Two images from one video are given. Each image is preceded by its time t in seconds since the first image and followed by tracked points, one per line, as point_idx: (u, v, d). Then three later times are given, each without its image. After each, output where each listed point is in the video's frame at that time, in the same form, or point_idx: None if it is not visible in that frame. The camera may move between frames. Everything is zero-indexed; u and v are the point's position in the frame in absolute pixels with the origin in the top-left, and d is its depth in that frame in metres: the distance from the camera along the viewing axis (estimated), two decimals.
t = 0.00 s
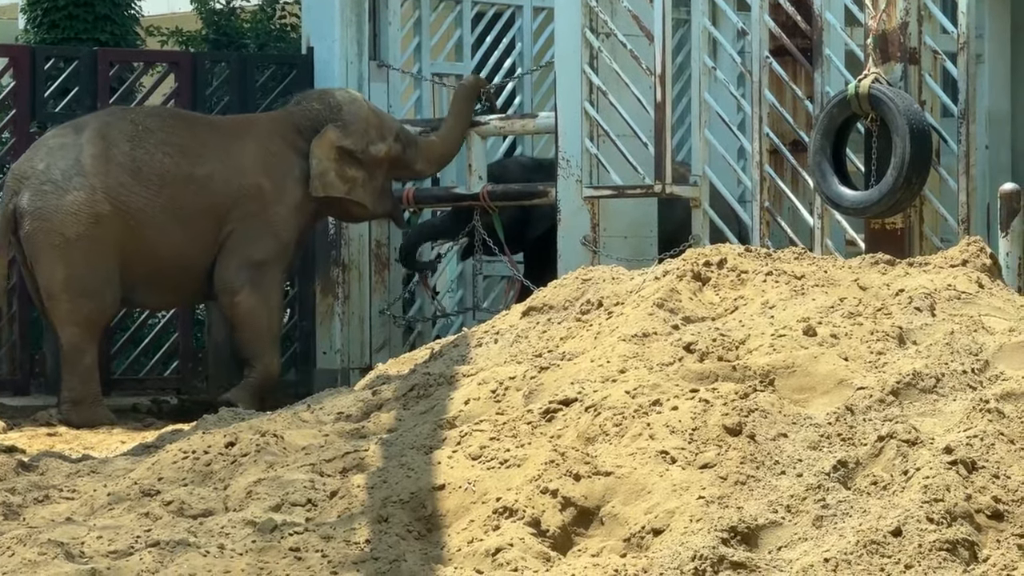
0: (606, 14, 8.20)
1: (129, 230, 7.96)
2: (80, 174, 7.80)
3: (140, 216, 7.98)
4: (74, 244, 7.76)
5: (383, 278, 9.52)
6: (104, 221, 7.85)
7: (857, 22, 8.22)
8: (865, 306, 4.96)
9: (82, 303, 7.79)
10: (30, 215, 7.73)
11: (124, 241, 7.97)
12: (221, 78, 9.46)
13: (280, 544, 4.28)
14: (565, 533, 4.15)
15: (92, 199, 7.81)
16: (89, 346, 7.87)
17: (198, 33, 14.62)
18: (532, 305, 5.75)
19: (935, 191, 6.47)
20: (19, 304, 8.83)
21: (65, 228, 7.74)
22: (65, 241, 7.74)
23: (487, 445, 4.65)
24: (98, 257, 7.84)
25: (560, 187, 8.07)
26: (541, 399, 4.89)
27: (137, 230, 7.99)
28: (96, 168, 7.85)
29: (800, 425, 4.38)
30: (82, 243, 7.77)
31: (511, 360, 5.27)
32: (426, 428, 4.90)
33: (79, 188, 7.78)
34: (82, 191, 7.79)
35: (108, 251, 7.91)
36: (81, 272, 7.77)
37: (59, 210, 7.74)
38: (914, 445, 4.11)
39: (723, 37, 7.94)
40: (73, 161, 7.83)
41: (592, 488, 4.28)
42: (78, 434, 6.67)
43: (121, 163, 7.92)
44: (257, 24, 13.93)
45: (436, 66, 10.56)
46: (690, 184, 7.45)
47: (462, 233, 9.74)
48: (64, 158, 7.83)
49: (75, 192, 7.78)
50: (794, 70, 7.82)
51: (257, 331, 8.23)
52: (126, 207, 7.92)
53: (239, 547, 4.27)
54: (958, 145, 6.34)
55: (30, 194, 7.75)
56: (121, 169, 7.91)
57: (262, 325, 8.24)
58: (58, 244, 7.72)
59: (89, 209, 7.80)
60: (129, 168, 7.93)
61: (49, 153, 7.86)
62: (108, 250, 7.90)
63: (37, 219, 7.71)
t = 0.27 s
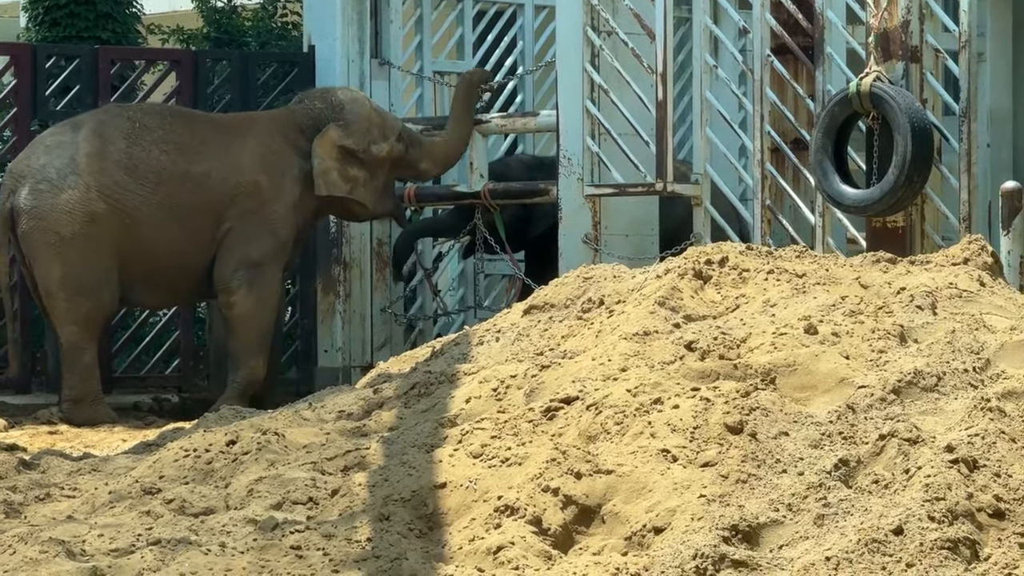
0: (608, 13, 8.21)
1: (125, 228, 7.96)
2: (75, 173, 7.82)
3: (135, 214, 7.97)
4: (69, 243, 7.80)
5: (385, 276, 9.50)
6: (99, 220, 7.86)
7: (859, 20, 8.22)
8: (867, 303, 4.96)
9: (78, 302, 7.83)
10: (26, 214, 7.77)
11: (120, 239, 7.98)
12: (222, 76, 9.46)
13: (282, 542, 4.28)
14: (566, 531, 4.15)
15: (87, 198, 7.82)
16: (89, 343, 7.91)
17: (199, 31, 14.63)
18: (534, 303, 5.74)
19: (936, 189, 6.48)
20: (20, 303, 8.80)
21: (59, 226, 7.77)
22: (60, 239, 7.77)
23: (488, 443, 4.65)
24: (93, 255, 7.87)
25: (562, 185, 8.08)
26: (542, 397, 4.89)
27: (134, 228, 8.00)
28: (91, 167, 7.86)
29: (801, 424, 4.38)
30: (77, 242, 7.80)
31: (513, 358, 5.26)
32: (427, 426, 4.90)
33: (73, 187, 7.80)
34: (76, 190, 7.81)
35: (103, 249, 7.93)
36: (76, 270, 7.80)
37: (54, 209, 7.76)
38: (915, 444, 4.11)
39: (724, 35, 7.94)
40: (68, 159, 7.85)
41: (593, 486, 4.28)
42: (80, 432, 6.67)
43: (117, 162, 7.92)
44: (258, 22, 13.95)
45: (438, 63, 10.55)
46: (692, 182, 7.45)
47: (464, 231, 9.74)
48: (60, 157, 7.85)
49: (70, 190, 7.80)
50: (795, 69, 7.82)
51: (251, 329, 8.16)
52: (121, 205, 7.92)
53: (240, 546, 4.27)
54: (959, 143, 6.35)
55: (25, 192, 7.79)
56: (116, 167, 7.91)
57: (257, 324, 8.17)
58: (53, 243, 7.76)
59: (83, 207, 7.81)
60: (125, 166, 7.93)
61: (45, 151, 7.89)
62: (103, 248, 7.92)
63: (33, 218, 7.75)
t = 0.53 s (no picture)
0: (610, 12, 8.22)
1: (119, 226, 7.95)
2: (68, 172, 7.84)
3: (129, 212, 7.96)
4: (63, 241, 7.80)
5: (386, 275, 9.54)
6: (92, 219, 7.86)
7: (861, 19, 8.23)
8: (868, 302, 4.96)
9: (74, 300, 7.84)
10: (21, 213, 7.80)
11: (115, 238, 7.97)
12: (224, 74, 9.47)
13: (283, 541, 4.28)
14: (568, 530, 4.15)
15: (79, 196, 7.83)
16: (88, 341, 7.92)
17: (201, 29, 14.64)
18: (536, 301, 5.75)
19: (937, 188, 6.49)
20: (22, 301, 8.81)
21: (52, 225, 7.78)
22: (54, 238, 7.79)
23: (490, 442, 4.65)
24: (87, 254, 7.87)
25: (564, 184, 8.07)
26: (544, 395, 4.89)
27: (129, 227, 7.99)
28: (84, 166, 7.87)
29: (803, 422, 4.38)
30: (70, 240, 7.81)
31: (514, 357, 5.27)
32: (429, 424, 4.90)
33: (66, 185, 7.81)
34: (69, 189, 7.82)
35: (99, 248, 7.92)
36: (71, 268, 7.81)
37: (47, 208, 7.78)
38: (917, 442, 4.11)
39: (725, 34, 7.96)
40: (62, 158, 7.88)
41: (595, 485, 4.28)
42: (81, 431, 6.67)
43: (110, 160, 7.93)
44: (260, 22, 13.97)
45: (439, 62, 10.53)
46: (694, 181, 7.45)
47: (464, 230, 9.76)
48: (54, 156, 7.88)
49: (62, 189, 7.81)
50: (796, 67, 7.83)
51: (246, 327, 8.07)
52: (114, 203, 7.91)
53: (242, 544, 4.27)
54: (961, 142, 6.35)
55: (19, 191, 7.83)
56: (109, 165, 7.91)
57: (252, 321, 8.08)
58: (47, 242, 7.78)
59: (76, 205, 7.82)
60: (118, 164, 7.93)
61: (40, 150, 7.92)
62: (98, 246, 7.92)
63: (27, 217, 7.78)
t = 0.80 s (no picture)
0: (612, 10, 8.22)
1: (112, 225, 7.97)
2: (60, 171, 7.88)
3: (122, 211, 7.97)
4: (55, 241, 7.85)
5: (388, 274, 9.58)
6: (84, 218, 7.88)
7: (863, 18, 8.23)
8: (870, 301, 4.96)
9: (67, 300, 7.89)
10: (15, 213, 7.87)
11: (109, 237, 7.99)
12: (226, 73, 9.41)
13: (285, 540, 4.28)
14: (570, 529, 4.15)
15: (70, 197, 7.86)
16: (86, 339, 7.98)
17: (203, 28, 14.66)
18: (537, 300, 5.75)
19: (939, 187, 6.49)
20: (24, 300, 8.83)
21: (43, 226, 7.83)
22: (46, 238, 7.84)
23: (492, 441, 4.65)
24: (80, 253, 7.90)
25: (565, 183, 8.10)
26: (546, 394, 4.89)
27: (124, 226, 8.00)
28: (76, 165, 7.90)
29: (805, 421, 4.38)
30: (62, 240, 7.85)
31: (516, 356, 5.27)
32: (431, 423, 4.91)
33: (56, 186, 7.85)
34: (60, 189, 7.85)
35: (93, 247, 7.95)
36: (65, 267, 7.86)
37: (39, 210, 7.83)
38: (919, 441, 4.11)
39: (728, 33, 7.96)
40: (55, 158, 7.92)
41: (596, 484, 4.28)
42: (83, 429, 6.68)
43: (104, 160, 7.94)
44: (262, 21, 14.00)
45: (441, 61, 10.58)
46: (695, 180, 7.45)
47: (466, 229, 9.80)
48: (48, 156, 7.93)
49: (54, 189, 7.86)
50: (799, 67, 7.83)
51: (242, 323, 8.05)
52: (107, 202, 7.93)
53: (244, 543, 4.27)
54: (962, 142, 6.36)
55: (13, 192, 7.90)
56: (102, 165, 7.93)
57: (249, 316, 8.05)
58: (40, 242, 7.84)
59: (66, 206, 7.85)
60: (110, 164, 7.94)
61: (34, 152, 7.98)
62: (92, 245, 7.94)
63: (21, 218, 7.85)
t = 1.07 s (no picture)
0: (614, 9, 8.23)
1: (105, 225, 7.99)
2: (52, 173, 7.92)
3: (115, 211, 7.99)
4: (47, 242, 7.89)
5: (391, 272, 9.54)
6: (76, 219, 7.92)
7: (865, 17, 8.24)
8: (873, 300, 4.96)
9: (59, 300, 7.92)
10: (9, 215, 7.95)
11: (104, 238, 8.02)
12: (229, 71, 9.43)
13: (287, 539, 4.28)
14: (572, 528, 4.16)
15: (60, 198, 7.90)
16: (84, 338, 7.99)
17: (206, 27, 14.67)
18: (541, 299, 5.75)
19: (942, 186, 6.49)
20: (26, 298, 8.82)
21: (33, 228, 7.89)
22: (38, 239, 7.89)
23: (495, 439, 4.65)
24: (72, 254, 7.93)
25: (569, 181, 8.06)
26: (549, 393, 4.89)
27: (118, 226, 8.02)
28: (68, 166, 7.95)
29: (808, 420, 4.38)
30: (54, 240, 7.89)
31: (519, 355, 5.27)
32: (434, 422, 4.91)
33: (46, 187, 7.89)
34: (51, 190, 7.90)
35: (87, 247, 7.98)
36: (58, 267, 7.90)
37: (29, 212, 7.89)
38: (922, 440, 4.11)
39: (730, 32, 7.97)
40: (47, 160, 7.97)
41: (599, 483, 4.28)
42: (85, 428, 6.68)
43: (96, 161, 7.98)
44: (265, 20, 14.01)
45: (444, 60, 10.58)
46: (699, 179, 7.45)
47: (469, 226, 9.77)
48: (41, 157, 7.99)
49: (46, 190, 7.91)
50: (801, 65, 7.84)
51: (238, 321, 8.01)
52: (99, 203, 7.96)
53: (247, 542, 4.27)
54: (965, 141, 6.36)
55: (8, 194, 7.98)
56: (93, 166, 7.97)
57: (246, 314, 8.00)
58: (31, 244, 7.90)
59: (56, 207, 7.89)
60: (103, 164, 7.97)
61: (28, 155, 8.05)
62: (85, 245, 7.97)
63: (14, 219, 7.92)
